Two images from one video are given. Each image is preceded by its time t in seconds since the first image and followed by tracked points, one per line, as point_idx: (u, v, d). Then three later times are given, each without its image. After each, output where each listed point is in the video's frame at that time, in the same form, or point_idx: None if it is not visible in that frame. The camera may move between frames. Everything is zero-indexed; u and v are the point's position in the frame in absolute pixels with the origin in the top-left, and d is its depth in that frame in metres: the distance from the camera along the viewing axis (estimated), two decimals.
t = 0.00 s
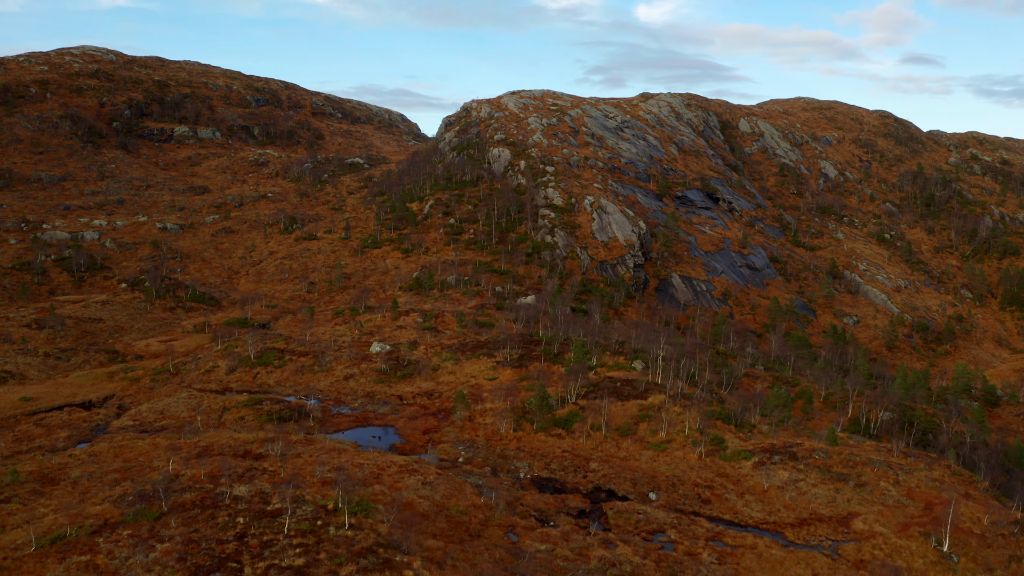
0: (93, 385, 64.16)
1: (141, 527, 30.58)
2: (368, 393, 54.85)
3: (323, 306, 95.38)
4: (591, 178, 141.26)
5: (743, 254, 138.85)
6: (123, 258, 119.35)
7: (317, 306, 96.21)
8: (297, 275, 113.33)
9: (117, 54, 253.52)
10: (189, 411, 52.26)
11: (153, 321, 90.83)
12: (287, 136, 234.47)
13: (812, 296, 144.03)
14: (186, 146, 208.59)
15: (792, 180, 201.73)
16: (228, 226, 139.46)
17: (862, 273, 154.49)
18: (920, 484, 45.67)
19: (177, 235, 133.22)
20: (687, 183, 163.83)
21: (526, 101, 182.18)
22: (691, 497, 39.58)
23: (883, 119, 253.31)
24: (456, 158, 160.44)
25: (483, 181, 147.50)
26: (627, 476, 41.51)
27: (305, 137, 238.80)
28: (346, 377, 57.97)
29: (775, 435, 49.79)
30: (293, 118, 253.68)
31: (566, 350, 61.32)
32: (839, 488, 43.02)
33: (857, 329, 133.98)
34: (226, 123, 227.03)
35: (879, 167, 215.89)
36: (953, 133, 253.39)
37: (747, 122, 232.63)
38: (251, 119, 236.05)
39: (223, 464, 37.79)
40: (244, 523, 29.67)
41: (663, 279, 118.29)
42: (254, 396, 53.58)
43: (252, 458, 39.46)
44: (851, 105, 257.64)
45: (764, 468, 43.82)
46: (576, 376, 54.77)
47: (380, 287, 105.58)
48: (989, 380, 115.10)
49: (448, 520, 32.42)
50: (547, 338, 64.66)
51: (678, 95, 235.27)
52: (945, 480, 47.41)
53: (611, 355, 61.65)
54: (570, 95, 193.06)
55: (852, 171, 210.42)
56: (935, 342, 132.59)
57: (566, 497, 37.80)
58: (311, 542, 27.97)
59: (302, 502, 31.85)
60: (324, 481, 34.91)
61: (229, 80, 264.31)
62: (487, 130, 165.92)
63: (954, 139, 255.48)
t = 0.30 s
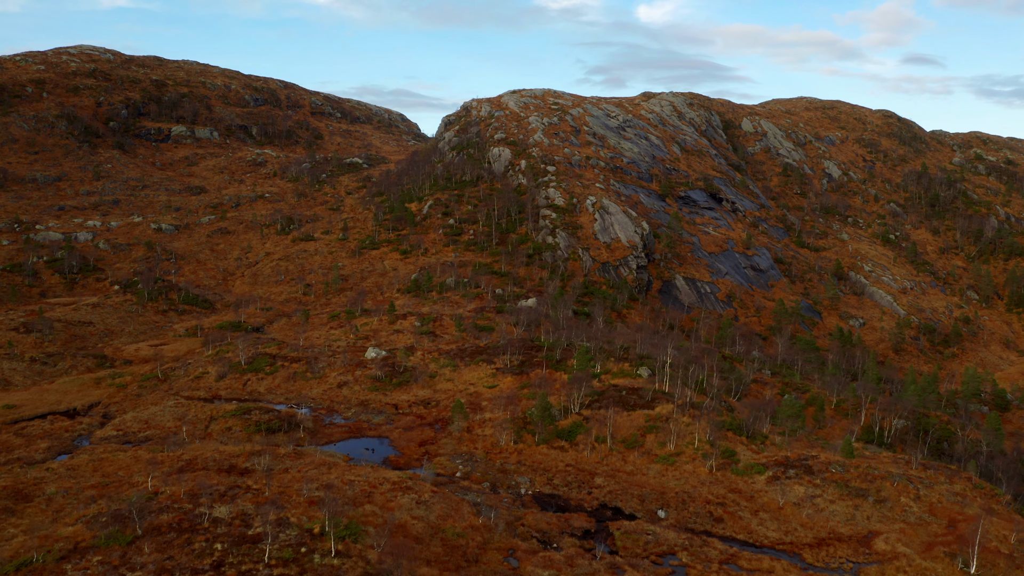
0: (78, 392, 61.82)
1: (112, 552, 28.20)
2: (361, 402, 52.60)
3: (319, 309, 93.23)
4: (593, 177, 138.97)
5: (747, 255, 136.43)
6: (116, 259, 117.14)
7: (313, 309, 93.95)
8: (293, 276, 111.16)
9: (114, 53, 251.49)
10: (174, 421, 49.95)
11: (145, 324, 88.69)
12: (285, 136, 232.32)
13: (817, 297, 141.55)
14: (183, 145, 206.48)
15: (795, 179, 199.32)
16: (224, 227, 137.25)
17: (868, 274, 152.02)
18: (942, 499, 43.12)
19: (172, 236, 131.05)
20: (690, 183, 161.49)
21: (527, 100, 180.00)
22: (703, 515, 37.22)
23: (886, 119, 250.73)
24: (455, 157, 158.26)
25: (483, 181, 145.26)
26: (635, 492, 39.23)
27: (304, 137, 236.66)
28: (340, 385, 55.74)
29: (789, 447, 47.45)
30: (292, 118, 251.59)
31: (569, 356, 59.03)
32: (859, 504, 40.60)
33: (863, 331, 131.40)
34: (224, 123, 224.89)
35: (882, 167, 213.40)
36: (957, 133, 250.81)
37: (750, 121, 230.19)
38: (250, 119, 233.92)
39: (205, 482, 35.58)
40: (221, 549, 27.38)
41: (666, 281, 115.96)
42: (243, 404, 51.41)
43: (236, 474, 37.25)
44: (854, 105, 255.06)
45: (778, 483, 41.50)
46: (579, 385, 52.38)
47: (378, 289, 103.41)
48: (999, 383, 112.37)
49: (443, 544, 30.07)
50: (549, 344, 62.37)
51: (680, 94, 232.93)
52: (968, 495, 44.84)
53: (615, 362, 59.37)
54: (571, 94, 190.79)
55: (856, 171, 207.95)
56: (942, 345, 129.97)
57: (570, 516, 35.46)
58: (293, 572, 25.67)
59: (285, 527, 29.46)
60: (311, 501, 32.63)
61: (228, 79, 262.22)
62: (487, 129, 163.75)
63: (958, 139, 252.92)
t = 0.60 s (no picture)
0: (63, 398, 59.45)
1: None
2: (354, 412, 50.32)
3: (315, 312, 90.96)
4: (595, 177, 136.66)
5: (752, 256, 134.01)
6: (109, 260, 114.98)
7: (308, 312, 91.63)
8: (289, 278, 108.91)
9: (112, 53, 249.58)
10: (159, 431, 47.64)
11: (135, 327, 86.46)
12: (284, 136, 230.06)
13: (823, 299, 139.02)
14: (180, 145, 204.34)
15: (799, 179, 196.84)
16: (220, 228, 134.99)
17: (873, 275, 149.48)
18: (966, 515, 40.29)
19: (167, 236, 128.87)
20: (692, 183, 159.18)
21: (527, 98, 177.79)
22: (716, 536, 34.86)
23: (889, 118, 248.14)
24: (455, 157, 156.00)
25: (483, 181, 143.00)
26: (643, 510, 36.92)
27: (303, 137, 234.45)
28: (333, 393, 53.49)
29: (803, 460, 45.16)
30: (291, 117, 249.43)
31: (572, 363, 56.70)
32: (880, 523, 38.05)
33: (869, 333, 128.86)
34: (222, 122, 222.76)
35: (886, 166, 210.86)
36: (961, 132, 248.22)
37: (752, 121, 227.70)
38: (248, 118, 231.75)
39: (185, 501, 33.33)
40: None
41: (670, 283, 113.65)
42: (230, 414, 49.12)
43: (218, 492, 34.97)
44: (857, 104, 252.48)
45: (795, 500, 39.21)
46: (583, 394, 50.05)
47: (375, 291, 101.17)
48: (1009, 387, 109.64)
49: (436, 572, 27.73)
50: (551, 349, 60.07)
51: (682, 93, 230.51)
52: (993, 510, 42.12)
53: (620, 369, 57.16)
54: (572, 93, 188.52)
55: (860, 171, 205.41)
56: (949, 347, 127.38)
57: (575, 538, 33.13)
58: None
59: (266, 555, 27.18)
60: (295, 523, 30.36)
61: (226, 78, 260.18)
62: (487, 128, 161.52)
63: (961, 139, 250.26)
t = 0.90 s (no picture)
0: (45, 405, 57.06)
1: None
2: (346, 422, 48.04)
3: (310, 315, 88.64)
4: (597, 177, 134.34)
5: (756, 257, 131.56)
6: (102, 261, 112.79)
7: (303, 315, 89.42)
8: (285, 280, 106.71)
9: (109, 52, 247.65)
10: (142, 443, 45.36)
11: (126, 331, 84.23)
12: (282, 135, 227.74)
13: (828, 300, 136.58)
14: (177, 145, 202.21)
15: (802, 179, 194.45)
16: (215, 228, 132.64)
17: (879, 276, 146.96)
18: (992, 533, 37.22)
19: (161, 237, 126.65)
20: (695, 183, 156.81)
21: (528, 97, 175.49)
22: (731, 559, 32.40)
23: (893, 118, 245.59)
24: (455, 156, 153.73)
25: (483, 181, 140.74)
26: (652, 530, 34.58)
27: (301, 136, 232.25)
28: (325, 402, 51.29)
29: (820, 475, 42.84)
30: (289, 117, 247.26)
31: (575, 370, 54.41)
32: (904, 543, 35.31)
33: (875, 336, 126.30)
34: (219, 122, 220.71)
35: (890, 166, 208.39)
36: (964, 132, 245.65)
37: (755, 120, 225.30)
38: (246, 117, 229.58)
39: (162, 522, 31.11)
40: None
41: (673, 285, 111.38)
42: (216, 424, 46.90)
43: (199, 513, 32.74)
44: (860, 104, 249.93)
45: (813, 519, 36.87)
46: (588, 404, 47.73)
47: (373, 293, 98.91)
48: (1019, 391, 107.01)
49: None
50: (553, 355, 57.80)
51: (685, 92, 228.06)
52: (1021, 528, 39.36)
53: (625, 376, 54.88)
54: (573, 92, 186.19)
55: (864, 171, 202.92)
56: (956, 350, 124.76)
57: (579, 563, 30.74)
58: None
59: None
60: (278, 549, 28.10)
61: (224, 78, 258.06)
62: (487, 127, 159.28)
63: (965, 139, 247.66)
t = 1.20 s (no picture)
0: (24, 413, 54.65)
1: None
2: (338, 434, 45.77)
3: (305, 317, 86.43)
4: (598, 176, 132.08)
5: (760, 258, 129.18)
6: (94, 262, 110.55)
7: (299, 318, 87.30)
8: (281, 281, 104.49)
9: (107, 51, 245.65)
10: (122, 456, 43.04)
11: (116, 335, 82.03)
12: (280, 135, 225.58)
13: (833, 302, 134.14)
14: (174, 144, 200.07)
15: (806, 179, 192.05)
16: (210, 229, 130.34)
17: (884, 277, 144.42)
18: None
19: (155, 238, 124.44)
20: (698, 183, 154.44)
21: (528, 96, 173.22)
22: None
23: (896, 117, 243.04)
24: (455, 155, 151.51)
25: (482, 180, 138.57)
26: (662, 554, 32.20)
27: (299, 135, 230.07)
28: (316, 412, 49.09)
29: (839, 492, 40.45)
30: (287, 116, 245.04)
31: (578, 377, 52.12)
32: (930, 567, 32.21)
33: (882, 338, 123.75)
34: (217, 121, 218.62)
35: (894, 166, 205.90)
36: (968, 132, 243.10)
37: (758, 119, 222.88)
38: (244, 117, 227.41)
39: (135, 546, 28.84)
40: None
41: (677, 286, 109.14)
42: (201, 436, 44.73)
43: (176, 535, 30.53)
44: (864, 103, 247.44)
45: (833, 540, 34.38)
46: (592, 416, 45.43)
47: (370, 296, 96.72)
48: None
49: None
50: (555, 362, 55.59)
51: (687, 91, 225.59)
52: None
53: (631, 385, 52.57)
54: (574, 91, 183.85)
55: (868, 171, 200.53)
56: (964, 352, 122.12)
57: None
58: None
59: None
60: None
61: (223, 77, 256.02)
62: (488, 126, 157.06)
63: (969, 139, 245.05)
